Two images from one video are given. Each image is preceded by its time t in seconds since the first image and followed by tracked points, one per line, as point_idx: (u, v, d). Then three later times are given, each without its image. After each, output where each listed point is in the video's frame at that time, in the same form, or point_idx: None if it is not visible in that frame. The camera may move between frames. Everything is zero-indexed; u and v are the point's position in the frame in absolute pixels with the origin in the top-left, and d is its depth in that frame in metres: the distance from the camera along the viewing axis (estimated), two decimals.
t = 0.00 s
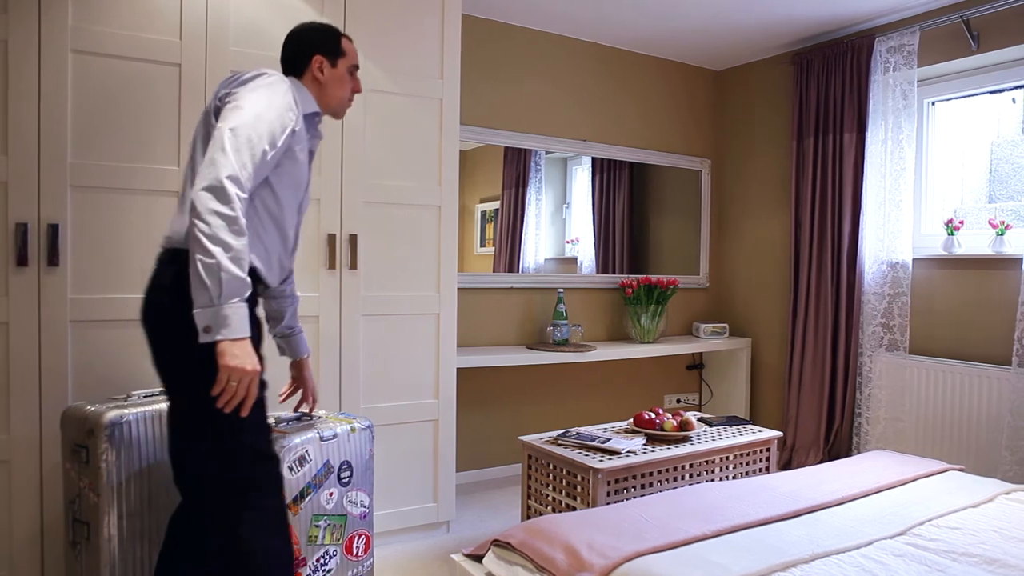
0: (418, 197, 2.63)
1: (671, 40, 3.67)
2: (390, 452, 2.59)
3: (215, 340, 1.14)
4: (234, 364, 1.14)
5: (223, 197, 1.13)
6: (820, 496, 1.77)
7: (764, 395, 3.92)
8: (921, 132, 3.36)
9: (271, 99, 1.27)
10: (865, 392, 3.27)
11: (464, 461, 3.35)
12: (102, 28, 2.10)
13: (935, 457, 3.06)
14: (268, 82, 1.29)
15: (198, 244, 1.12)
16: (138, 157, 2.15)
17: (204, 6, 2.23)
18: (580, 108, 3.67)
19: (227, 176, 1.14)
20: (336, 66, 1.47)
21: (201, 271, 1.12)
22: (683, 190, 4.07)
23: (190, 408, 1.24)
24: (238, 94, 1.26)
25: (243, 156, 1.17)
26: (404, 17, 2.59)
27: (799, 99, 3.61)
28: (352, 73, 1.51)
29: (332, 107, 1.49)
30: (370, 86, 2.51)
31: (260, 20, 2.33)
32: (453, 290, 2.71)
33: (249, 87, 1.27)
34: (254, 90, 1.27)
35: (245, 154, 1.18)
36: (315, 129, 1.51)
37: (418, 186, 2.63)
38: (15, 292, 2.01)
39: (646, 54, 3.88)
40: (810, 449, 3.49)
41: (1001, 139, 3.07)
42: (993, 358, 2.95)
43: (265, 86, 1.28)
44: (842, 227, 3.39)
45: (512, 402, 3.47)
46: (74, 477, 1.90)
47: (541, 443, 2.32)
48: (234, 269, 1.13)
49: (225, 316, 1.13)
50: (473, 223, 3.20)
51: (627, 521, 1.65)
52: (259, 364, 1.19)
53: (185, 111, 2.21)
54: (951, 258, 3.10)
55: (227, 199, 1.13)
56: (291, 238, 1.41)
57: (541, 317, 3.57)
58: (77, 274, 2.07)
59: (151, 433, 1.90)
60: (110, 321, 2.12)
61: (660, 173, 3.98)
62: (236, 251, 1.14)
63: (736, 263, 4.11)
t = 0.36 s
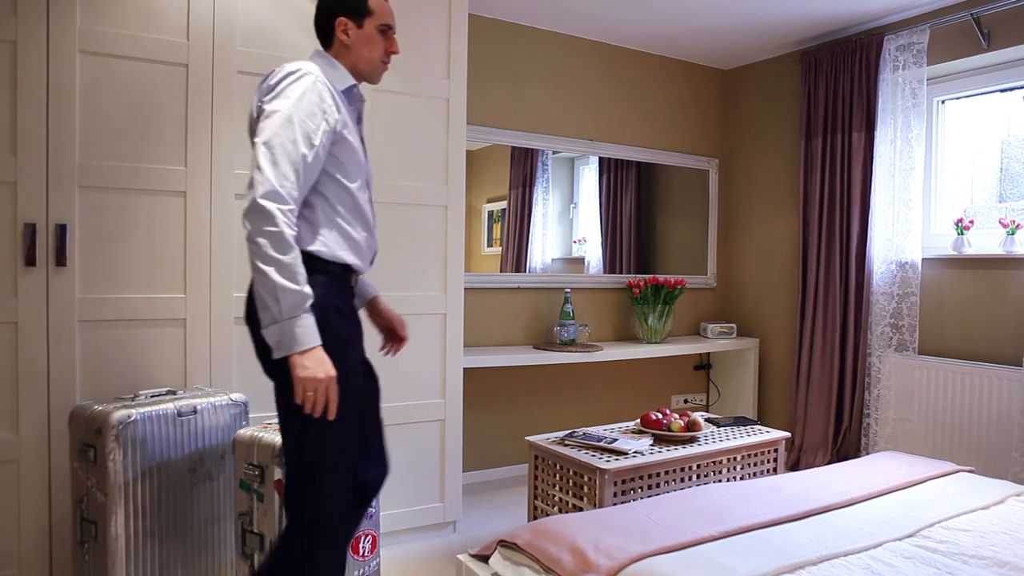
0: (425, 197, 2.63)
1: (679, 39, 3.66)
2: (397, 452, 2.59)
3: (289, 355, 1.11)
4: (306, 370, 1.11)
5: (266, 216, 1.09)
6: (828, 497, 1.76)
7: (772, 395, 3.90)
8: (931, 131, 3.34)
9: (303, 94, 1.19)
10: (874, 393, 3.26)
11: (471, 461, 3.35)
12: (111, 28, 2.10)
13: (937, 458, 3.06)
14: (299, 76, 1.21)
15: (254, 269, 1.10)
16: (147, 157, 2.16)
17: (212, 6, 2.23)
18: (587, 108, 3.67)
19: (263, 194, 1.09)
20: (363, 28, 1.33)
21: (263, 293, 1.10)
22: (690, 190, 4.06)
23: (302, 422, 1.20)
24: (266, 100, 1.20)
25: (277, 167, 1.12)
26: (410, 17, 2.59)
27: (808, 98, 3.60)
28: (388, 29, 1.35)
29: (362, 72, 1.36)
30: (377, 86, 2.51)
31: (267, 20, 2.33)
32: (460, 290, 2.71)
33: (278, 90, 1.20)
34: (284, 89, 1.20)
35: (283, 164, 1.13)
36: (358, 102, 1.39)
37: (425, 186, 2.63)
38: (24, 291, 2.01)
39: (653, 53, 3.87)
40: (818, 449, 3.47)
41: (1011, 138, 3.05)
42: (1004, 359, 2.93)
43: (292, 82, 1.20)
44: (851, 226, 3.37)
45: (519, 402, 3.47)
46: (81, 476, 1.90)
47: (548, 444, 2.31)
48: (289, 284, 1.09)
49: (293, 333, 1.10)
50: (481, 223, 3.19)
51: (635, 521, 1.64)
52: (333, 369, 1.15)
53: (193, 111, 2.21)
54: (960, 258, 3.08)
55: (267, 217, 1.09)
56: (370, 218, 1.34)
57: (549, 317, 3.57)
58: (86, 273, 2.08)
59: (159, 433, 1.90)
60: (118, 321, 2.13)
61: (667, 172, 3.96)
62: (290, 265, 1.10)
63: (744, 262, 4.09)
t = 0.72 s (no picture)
0: (426, 197, 2.63)
1: (681, 39, 3.66)
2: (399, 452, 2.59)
3: (340, 351, 1.28)
4: (358, 366, 1.27)
5: (326, 223, 1.25)
6: (830, 497, 1.76)
7: (774, 396, 3.90)
8: (934, 131, 3.34)
9: (364, 114, 1.36)
10: (876, 394, 3.25)
11: (472, 461, 3.35)
12: (114, 29, 2.10)
13: (938, 459, 3.06)
14: (359, 97, 1.39)
15: (314, 270, 1.25)
16: (149, 157, 2.16)
17: (213, 6, 2.23)
18: (589, 108, 3.67)
19: (334, 204, 1.25)
20: (414, 47, 1.52)
21: (320, 292, 1.25)
22: (692, 190, 4.05)
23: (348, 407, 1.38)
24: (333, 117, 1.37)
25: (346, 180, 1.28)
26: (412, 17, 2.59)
27: (810, 98, 3.59)
28: (434, 46, 1.55)
29: (412, 87, 1.55)
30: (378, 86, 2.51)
31: (269, 20, 2.33)
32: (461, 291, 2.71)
33: (342, 108, 1.37)
34: (349, 109, 1.37)
35: (346, 176, 1.29)
36: (409, 113, 1.57)
37: (426, 186, 2.63)
38: (26, 291, 2.01)
39: (654, 53, 3.87)
40: (820, 450, 3.47)
41: (1014, 138, 3.05)
42: (1007, 359, 2.92)
43: (355, 102, 1.37)
44: (853, 226, 3.37)
45: (520, 402, 3.47)
46: (84, 476, 1.90)
47: (550, 444, 2.31)
48: (347, 287, 1.25)
49: (345, 331, 1.26)
50: (482, 223, 3.17)
51: (636, 521, 1.64)
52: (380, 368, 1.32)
53: (194, 112, 2.21)
54: (963, 258, 3.08)
55: (328, 225, 1.25)
56: (418, 223, 1.55)
57: (550, 317, 3.57)
58: (88, 273, 2.08)
59: (160, 433, 1.90)
60: (119, 321, 2.13)
61: (669, 172, 3.96)
62: (346, 270, 1.25)
63: (745, 263, 4.09)
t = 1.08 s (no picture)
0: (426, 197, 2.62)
1: (681, 39, 3.65)
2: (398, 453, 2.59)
3: (410, 331, 1.64)
4: (430, 339, 1.64)
5: (391, 231, 1.64)
6: (831, 497, 1.76)
7: (774, 396, 3.90)
8: (934, 131, 3.34)
9: (423, 143, 1.70)
10: (876, 394, 3.25)
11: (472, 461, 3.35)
12: (115, 30, 2.10)
13: (938, 459, 3.06)
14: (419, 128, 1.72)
15: (386, 268, 1.65)
16: (149, 158, 2.16)
17: (214, 7, 2.23)
18: (589, 108, 3.67)
19: (393, 214, 1.64)
20: (467, 87, 1.87)
21: (392, 286, 1.64)
22: (692, 190, 4.05)
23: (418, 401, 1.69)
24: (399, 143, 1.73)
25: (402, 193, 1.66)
26: (412, 17, 2.59)
27: (810, 98, 3.59)
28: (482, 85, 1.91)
29: (464, 122, 1.89)
30: (378, 86, 2.51)
31: (270, 20, 2.33)
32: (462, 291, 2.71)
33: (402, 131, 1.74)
34: (411, 138, 1.71)
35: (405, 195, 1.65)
36: (461, 141, 1.92)
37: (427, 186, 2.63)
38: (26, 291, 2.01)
39: (654, 53, 3.87)
40: (820, 450, 3.47)
41: (1014, 138, 3.05)
42: (1008, 359, 2.92)
43: (414, 132, 1.71)
44: (853, 226, 3.37)
45: (520, 402, 3.47)
46: (84, 476, 1.90)
47: (550, 444, 2.31)
48: (408, 279, 1.62)
49: (410, 315, 1.63)
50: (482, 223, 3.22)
51: (636, 521, 1.64)
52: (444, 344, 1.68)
53: (195, 113, 2.21)
54: (963, 258, 3.08)
55: (392, 232, 1.64)
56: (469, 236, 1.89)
57: (551, 317, 3.57)
58: (88, 273, 2.08)
59: (159, 433, 1.90)
60: (119, 320, 2.13)
61: (669, 172, 3.96)
62: (409, 267, 1.64)
63: (745, 263, 4.09)
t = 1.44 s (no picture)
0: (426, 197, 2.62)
1: (681, 39, 3.65)
2: (398, 453, 2.59)
3: (444, 309, 2.01)
4: (460, 320, 2.01)
5: (430, 218, 2.01)
6: (831, 498, 1.76)
7: (774, 396, 3.90)
8: (934, 131, 3.34)
9: (465, 145, 2.09)
10: (876, 394, 3.25)
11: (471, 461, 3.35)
12: (115, 30, 2.10)
13: (938, 459, 3.06)
14: (463, 131, 2.13)
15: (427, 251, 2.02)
16: (149, 157, 2.16)
17: (214, 7, 2.23)
18: (589, 108, 3.67)
19: (434, 204, 2.01)
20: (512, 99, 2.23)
21: (429, 268, 2.01)
22: (691, 190, 4.05)
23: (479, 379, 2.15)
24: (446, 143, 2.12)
25: (444, 190, 2.03)
26: (412, 17, 2.58)
27: (810, 97, 3.60)
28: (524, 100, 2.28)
29: (506, 129, 2.26)
30: (378, 86, 2.51)
31: (270, 21, 2.33)
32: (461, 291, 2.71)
33: (450, 139, 2.13)
34: (456, 139, 2.11)
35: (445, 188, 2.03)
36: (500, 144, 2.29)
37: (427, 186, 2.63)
38: (25, 292, 2.01)
39: (654, 53, 3.87)
40: (820, 450, 3.47)
41: (1014, 138, 3.05)
42: (1008, 359, 2.92)
43: (459, 135, 2.12)
44: (853, 226, 3.37)
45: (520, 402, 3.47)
46: (83, 476, 1.91)
47: (550, 444, 2.31)
48: (444, 265, 2.00)
49: (445, 296, 2.00)
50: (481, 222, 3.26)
51: (636, 521, 1.64)
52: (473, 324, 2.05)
53: (195, 113, 2.21)
54: (963, 258, 3.08)
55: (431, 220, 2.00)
56: (501, 228, 2.27)
57: (551, 317, 3.57)
58: (87, 273, 2.08)
59: (159, 432, 1.90)
60: (119, 320, 2.13)
61: (669, 172, 3.96)
62: (444, 254, 2.00)
63: (745, 262, 4.09)
